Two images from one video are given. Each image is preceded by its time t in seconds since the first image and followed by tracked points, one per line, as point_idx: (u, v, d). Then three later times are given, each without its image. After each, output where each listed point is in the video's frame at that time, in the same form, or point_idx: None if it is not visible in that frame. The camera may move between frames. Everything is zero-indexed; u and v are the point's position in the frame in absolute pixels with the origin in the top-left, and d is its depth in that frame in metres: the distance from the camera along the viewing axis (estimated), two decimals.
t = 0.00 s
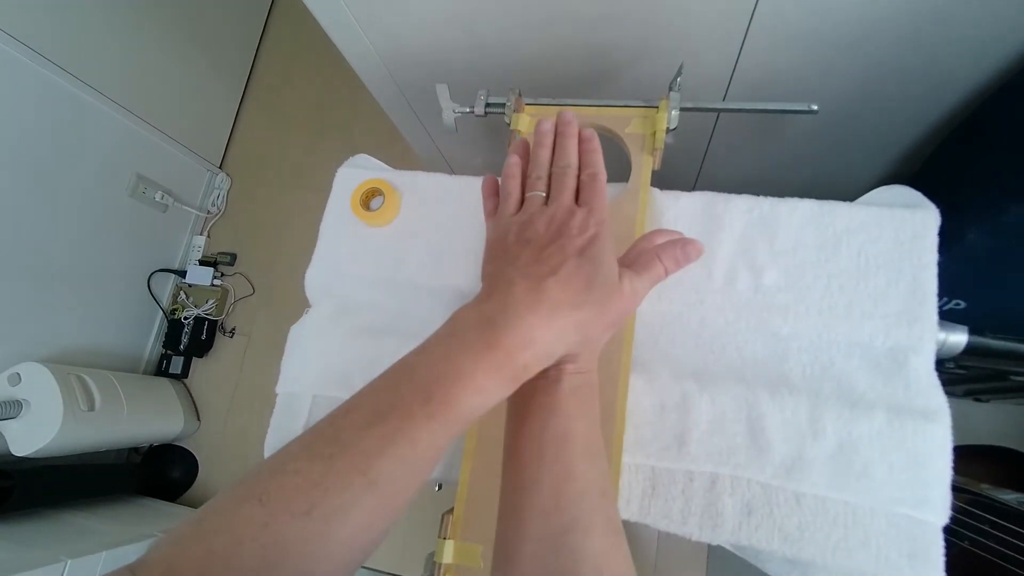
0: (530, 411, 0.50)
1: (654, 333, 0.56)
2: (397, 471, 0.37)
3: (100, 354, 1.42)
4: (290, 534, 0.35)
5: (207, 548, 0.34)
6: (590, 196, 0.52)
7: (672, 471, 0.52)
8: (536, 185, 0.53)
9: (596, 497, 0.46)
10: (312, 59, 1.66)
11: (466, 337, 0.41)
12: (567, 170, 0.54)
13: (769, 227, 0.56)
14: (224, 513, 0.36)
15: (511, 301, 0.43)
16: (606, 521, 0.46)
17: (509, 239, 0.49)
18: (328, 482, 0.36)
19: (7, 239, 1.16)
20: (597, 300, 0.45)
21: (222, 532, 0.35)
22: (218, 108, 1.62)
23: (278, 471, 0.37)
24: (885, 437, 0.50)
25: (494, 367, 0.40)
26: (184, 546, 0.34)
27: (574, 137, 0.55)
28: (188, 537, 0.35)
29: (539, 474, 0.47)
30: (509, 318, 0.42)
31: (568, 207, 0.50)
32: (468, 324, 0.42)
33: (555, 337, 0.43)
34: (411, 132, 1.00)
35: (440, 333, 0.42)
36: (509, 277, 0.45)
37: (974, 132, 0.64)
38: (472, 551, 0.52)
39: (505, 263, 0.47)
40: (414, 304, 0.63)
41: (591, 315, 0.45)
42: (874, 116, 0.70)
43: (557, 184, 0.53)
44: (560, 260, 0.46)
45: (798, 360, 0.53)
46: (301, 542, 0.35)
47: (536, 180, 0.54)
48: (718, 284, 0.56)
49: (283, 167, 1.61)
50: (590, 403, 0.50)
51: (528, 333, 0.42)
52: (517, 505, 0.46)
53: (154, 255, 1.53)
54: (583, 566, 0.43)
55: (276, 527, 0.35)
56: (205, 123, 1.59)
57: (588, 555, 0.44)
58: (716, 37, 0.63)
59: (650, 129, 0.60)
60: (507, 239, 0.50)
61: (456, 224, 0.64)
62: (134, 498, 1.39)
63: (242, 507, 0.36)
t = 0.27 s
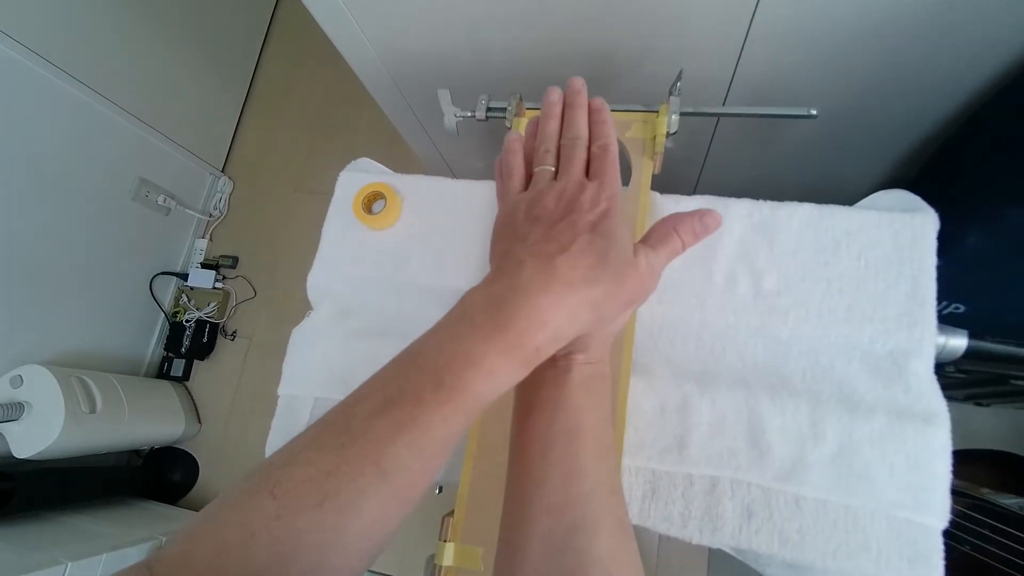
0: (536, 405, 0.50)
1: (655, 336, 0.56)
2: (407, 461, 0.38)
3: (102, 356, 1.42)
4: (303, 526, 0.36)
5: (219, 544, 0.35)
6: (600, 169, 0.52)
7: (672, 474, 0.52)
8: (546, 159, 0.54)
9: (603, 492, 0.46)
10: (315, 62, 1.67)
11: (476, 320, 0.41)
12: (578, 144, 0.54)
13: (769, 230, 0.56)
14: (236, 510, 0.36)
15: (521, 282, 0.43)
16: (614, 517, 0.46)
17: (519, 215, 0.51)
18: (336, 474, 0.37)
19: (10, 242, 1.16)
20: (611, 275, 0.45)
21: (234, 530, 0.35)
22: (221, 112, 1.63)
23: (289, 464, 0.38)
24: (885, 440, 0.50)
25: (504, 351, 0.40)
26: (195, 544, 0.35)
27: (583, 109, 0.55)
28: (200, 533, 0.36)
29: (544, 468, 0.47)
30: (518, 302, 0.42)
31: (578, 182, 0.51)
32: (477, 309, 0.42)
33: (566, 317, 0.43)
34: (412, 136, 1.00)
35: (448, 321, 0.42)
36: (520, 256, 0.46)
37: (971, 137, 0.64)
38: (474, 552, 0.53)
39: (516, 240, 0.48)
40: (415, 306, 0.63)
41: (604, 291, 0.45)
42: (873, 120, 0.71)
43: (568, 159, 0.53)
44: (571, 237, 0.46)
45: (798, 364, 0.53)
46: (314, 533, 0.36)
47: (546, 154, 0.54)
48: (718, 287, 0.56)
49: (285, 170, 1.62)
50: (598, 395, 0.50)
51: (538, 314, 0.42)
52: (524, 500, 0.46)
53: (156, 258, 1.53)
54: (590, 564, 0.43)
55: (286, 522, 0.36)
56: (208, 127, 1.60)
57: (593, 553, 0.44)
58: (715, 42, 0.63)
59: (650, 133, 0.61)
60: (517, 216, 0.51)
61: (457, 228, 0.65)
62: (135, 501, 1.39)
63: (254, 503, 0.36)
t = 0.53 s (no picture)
0: (536, 405, 0.50)
1: (655, 339, 0.56)
2: (407, 461, 0.38)
3: (103, 359, 1.42)
4: (303, 526, 0.36)
5: (221, 545, 0.35)
6: (600, 168, 0.52)
7: (672, 478, 0.52)
8: (546, 159, 0.54)
9: (602, 493, 0.46)
10: (317, 66, 1.68)
11: (476, 319, 0.41)
12: (579, 143, 0.54)
13: (769, 233, 0.56)
14: (238, 511, 0.36)
15: (522, 280, 0.43)
16: (614, 519, 0.46)
17: (520, 214, 0.51)
18: (337, 473, 0.37)
19: (12, 245, 1.17)
20: (611, 275, 0.45)
21: (236, 530, 0.36)
22: (223, 116, 1.64)
23: (289, 463, 0.38)
24: (885, 443, 0.50)
25: (503, 351, 0.41)
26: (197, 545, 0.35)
27: (584, 110, 0.56)
28: (200, 536, 0.36)
29: (544, 469, 0.47)
30: (519, 300, 0.42)
31: (578, 181, 0.51)
32: (477, 308, 0.42)
33: (566, 316, 0.43)
34: (413, 140, 1.00)
35: (448, 321, 0.43)
36: (521, 255, 0.46)
37: (971, 141, 0.65)
38: (474, 556, 0.53)
39: (516, 240, 0.48)
40: (415, 310, 0.63)
41: (605, 290, 0.45)
42: (872, 124, 0.71)
43: (569, 158, 0.53)
44: (571, 236, 0.46)
45: (798, 367, 0.53)
46: (314, 533, 0.36)
47: (547, 153, 0.55)
48: (718, 291, 0.56)
49: (287, 174, 1.62)
50: (598, 396, 0.50)
51: (538, 313, 0.42)
52: (524, 501, 0.46)
53: (158, 261, 1.54)
54: (590, 565, 0.43)
55: (287, 521, 0.36)
56: (210, 131, 1.61)
57: (594, 554, 0.44)
58: (714, 47, 0.63)
59: (650, 138, 0.61)
60: (517, 216, 0.51)
61: (457, 232, 0.65)
62: (135, 504, 1.39)
63: (255, 505, 0.37)
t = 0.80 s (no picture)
0: (535, 406, 0.50)
1: (655, 342, 0.56)
2: (407, 462, 0.38)
3: (104, 363, 1.43)
4: (303, 527, 0.36)
5: (221, 547, 0.35)
6: (600, 169, 0.52)
7: (671, 480, 0.52)
8: (546, 160, 0.54)
9: (602, 494, 0.47)
10: (318, 71, 1.69)
11: (476, 318, 0.42)
12: (579, 143, 0.54)
13: (767, 236, 0.56)
14: (239, 513, 0.37)
15: (522, 279, 0.44)
16: (613, 521, 0.46)
17: (519, 214, 0.51)
18: (338, 472, 0.37)
19: (13, 248, 1.17)
20: (610, 275, 0.45)
21: (237, 532, 0.36)
22: (224, 120, 1.64)
23: (290, 463, 0.38)
24: (885, 446, 0.50)
25: (503, 351, 0.41)
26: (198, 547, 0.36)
27: (584, 111, 0.56)
28: (201, 538, 0.36)
29: (543, 470, 0.47)
30: (518, 300, 0.42)
31: (578, 182, 0.51)
32: (477, 308, 0.43)
33: (566, 316, 0.43)
34: (414, 145, 1.01)
35: (449, 321, 0.43)
36: (520, 255, 0.46)
37: (969, 144, 0.65)
38: (475, 559, 0.53)
39: (516, 239, 0.48)
40: (416, 314, 0.63)
41: (605, 289, 0.45)
42: (870, 128, 0.71)
43: (569, 159, 0.54)
44: (571, 236, 0.47)
45: (797, 369, 0.53)
46: (315, 534, 0.36)
47: (548, 154, 0.55)
48: (718, 293, 0.56)
49: (289, 178, 1.63)
50: (597, 397, 0.50)
51: (537, 312, 0.42)
52: (523, 501, 0.47)
53: (159, 265, 1.54)
54: (589, 565, 0.43)
55: (287, 522, 0.36)
56: (212, 136, 1.61)
57: (593, 555, 0.44)
58: (712, 52, 0.64)
59: (649, 142, 0.61)
60: (517, 216, 0.51)
61: (457, 236, 0.65)
62: (136, 509, 1.39)
63: (256, 507, 0.37)
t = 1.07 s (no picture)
0: (535, 407, 0.50)
1: (654, 343, 0.56)
2: (407, 464, 0.38)
3: (104, 367, 1.43)
4: (303, 530, 0.36)
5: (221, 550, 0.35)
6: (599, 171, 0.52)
7: (671, 482, 0.52)
8: (545, 162, 0.55)
9: (602, 494, 0.47)
10: (318, 74, 1.69)
11: (475, 319, 0.42)
12: (578, 145, 0.55)
13: (766, 237, 0.56)
14: (239, 516, 0.36)
15: (520, 279, 0.44)
16: (613, 522, 0.46)
17: (518, 216, 0.51)
18: (338, 474, 0.37)
19: (13, 252, 1.17)
20: (608, 275, 0.45)
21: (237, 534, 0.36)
22: (224, 124, 1.65)
23: (290, 466, 0.38)
24: (885, 447, 0.50)
25: (502, 352, 0.41)
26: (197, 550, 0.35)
27: (583, 113, 0.56)
28: (202, 543, 0.36)
29: (543, 471, 0.47)
30: (517, 302, 0.42)
31: (577, 183, 0.51)
32: (476, 309, 0.43)
33: (565, 316, 0.43)
34: (413, 147, 1.01)
35: (448, 323, 0.43)
36: (519, 255, 0.46)
37: (967, 145, 0.65)
38: (474, 562, 0.53)
39: (515, 241, 0.48)
40: (415, 316, 0.63)
41: (603, 290, 0.45)
42: (868, 128, 0.71)
43: (568, 160, 0.54)
44: (569, 236, 0.47)
45: (796, 369, 0.53)
46: (315, 536, 0.36)
47: (547, 156, 0.55)
48: (717, 295, 0.56)
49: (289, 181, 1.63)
50: (598, 398, 0.50)
51: (537, 313, 0.42)
52: (523, 503, 0.46)
53: (159, 269, 1.54)
54: (589, 567, 0.43)
55: (287, 524, 0.36)
56: (212, 139, 1.62)
57: (593, 556, 0.44)
58: (710, 53, 0.64)
59: (648, 143, 0.61)
60: (516, 218, 0.51)
61: (456, 238, 0.65)
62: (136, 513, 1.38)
63: (256, 509, 0.37)
